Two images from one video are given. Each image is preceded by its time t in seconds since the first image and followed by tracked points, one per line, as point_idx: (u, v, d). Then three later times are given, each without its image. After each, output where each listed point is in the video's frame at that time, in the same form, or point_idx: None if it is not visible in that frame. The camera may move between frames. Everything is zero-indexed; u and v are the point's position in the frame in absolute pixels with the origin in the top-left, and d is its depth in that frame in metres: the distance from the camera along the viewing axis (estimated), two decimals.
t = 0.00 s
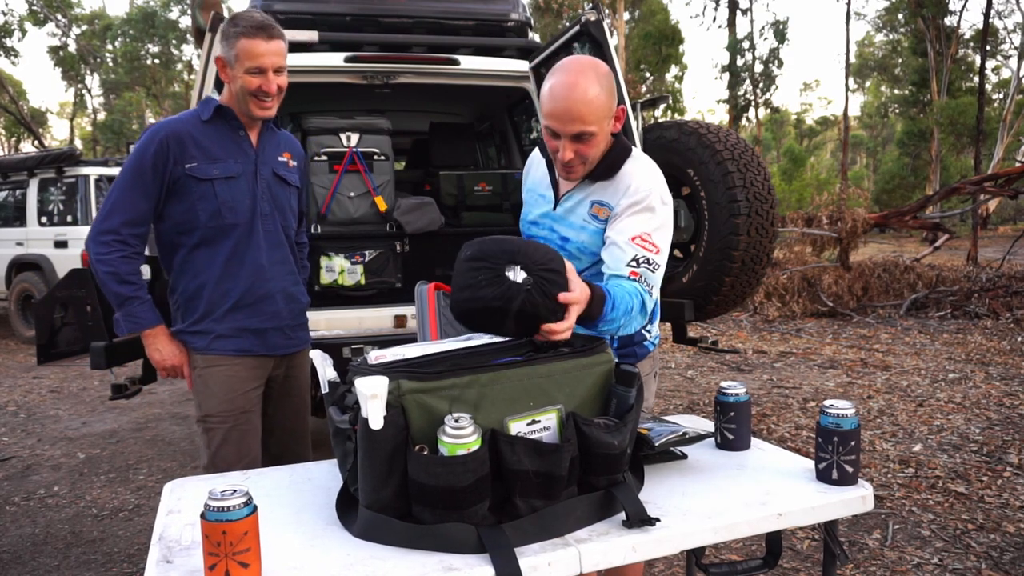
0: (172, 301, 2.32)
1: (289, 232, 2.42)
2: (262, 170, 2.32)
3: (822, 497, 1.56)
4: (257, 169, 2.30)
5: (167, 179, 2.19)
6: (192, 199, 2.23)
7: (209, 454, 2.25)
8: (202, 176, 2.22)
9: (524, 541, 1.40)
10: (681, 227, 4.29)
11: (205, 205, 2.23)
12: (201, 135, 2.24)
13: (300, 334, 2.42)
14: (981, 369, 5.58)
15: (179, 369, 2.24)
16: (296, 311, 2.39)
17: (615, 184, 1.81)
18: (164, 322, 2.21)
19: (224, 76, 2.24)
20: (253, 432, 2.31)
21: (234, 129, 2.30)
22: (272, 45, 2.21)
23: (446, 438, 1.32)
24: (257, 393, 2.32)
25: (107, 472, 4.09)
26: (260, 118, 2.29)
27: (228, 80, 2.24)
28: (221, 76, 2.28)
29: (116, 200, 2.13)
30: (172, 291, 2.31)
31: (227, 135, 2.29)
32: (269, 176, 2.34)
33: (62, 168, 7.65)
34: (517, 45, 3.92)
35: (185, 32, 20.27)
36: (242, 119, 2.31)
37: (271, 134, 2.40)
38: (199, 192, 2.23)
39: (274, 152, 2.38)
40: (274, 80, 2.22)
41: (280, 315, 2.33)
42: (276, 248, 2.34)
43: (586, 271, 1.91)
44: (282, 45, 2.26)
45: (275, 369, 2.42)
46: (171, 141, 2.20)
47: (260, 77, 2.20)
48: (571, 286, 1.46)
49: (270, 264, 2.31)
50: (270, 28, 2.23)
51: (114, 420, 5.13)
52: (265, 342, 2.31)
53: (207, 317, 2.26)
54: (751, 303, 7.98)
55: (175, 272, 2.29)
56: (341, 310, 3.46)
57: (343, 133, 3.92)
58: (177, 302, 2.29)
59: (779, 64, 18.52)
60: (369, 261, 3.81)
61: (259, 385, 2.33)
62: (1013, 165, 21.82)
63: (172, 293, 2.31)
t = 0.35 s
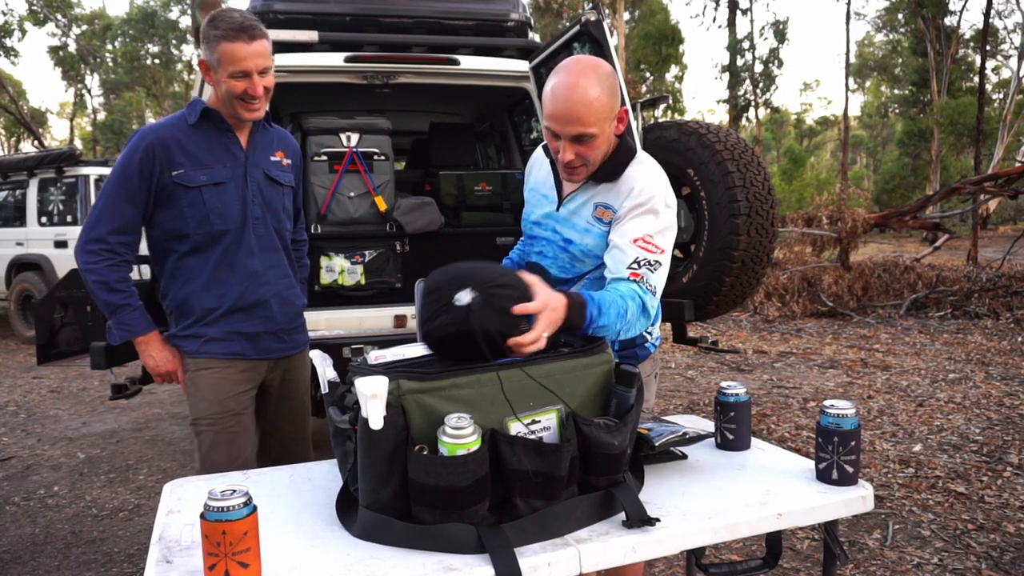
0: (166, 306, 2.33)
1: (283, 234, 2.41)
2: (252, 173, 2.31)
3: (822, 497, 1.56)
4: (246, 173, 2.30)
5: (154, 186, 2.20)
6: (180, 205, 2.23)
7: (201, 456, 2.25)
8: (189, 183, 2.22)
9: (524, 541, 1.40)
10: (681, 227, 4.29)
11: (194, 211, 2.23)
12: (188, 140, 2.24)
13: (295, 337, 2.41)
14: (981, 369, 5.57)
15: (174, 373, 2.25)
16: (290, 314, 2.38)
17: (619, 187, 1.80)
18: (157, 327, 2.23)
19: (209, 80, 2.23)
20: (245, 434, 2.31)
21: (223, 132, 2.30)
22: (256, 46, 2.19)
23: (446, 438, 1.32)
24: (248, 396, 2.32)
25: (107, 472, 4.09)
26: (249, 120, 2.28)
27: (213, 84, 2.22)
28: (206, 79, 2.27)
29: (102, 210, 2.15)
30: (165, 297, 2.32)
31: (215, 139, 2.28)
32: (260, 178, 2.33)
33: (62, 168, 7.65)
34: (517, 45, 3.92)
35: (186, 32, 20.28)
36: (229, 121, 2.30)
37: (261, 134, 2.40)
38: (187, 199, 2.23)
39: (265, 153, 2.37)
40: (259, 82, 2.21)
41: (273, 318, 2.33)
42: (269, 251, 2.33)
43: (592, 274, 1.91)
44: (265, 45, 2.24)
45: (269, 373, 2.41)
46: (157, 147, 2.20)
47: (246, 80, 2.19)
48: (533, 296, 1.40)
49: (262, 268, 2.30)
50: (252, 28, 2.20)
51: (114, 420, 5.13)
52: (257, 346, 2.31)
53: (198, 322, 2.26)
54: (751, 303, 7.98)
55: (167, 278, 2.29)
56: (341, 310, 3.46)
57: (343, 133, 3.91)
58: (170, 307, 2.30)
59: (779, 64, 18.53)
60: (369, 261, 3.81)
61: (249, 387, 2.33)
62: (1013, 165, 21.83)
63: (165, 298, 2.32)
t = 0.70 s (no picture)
0: (162, 305, 2.34)
1: (280, 232, 2.40)
2: (246, 170, 2.31)
3: (822, 497, 1.56)
4: (240, 170, 2.29)
5: (147, 185, 2.20)
6: (173, 204, 2.23)
7: (196, 458, 2.26)
8: (182, 182, 2.22)
9: (524, 540, 1.39)
10: (681, 227, 4.29)
11: (186, 210, 2.23)
12: (180, 139, 2.24)
13: (291, 337, 2.41)
14: (981, 369, 5.57)
15: (169, 373, 2.25)
16: (286, 313, 2.38)
17: (608, 176, 1.79)
18: (151, 327, 2.23)
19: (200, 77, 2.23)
20: (239, 435, 2.31)
21: (216, 129, 2.30)
22: (247, 43, 2.18)
23: (446, 434, 1.32)
24: (241, 396, 2.32)
25: (107, 472, 4.09)
26: (241, 117, 2.28)
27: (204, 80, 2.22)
28: (198, 76, 2.26)
29: (96, 210, 2.15)
30: (161, 296, 2.32)
31: (209, 137, 2.28)
32: (254, 176, 2.33)
33: (62, 168, 7.65)
34: (517, 45, 3.92)
35: (186, 32, 20.27)
36: (222, 118, 2.30)
37: (256, 130, 2.39)
38: (180, 198, 2.23)
39: (260, 150, 2.37)
40: (250, 79, 2.21)
41: (268, 318, 2.32)
42: (263, 250, 2.33)
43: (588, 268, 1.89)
44: (257, 41, 2.23)
45: (265, 375, 2.41)
46: (149, 146, 2.20)
47: (237, 77, 2.18)
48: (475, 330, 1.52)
49: (255, 267, 2.30)
50: (243, 24, 2.19)
51: (114, 420, 5.13)
52: (252, 346, 2.31)
53: (193, 322, 2.26)
54: (751, 303, 7.97)
55: (162, 277, 2.30)
56: (341, 310, 3.46)
57: (343, 133, 3.91)
58: (165, 306, 2.31)
59: (779, 64, 18.54)
60: (369, 261, 3.82)
61: (243, 387, 2.33)
62: (1013, 165, 21.82)
63: (161, 297, 2.32)
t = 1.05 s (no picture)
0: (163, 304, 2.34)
1: (282, 233, 2.40)
2: (249, 171, 2.31)
3: (823, 497, 1.56)
4: (243, 171, 2.30)
5: (150, 184, 2.20)
6: (175, 203, 2.23)
7: (196, 457, 2.26)
8: (185, 181, 2.22)
9: (524, 541, 1.39)
10: (681, 227, 4.29)
11: (189, 210, 2.23)
12: (184, 138, 2.24)
13: (292, 337, 2.41)
14: (981, 369, 5.57)
15: (169, 371, 2.25)
16: (287, 314, 2.38)
17: (586, 170, 1.79)
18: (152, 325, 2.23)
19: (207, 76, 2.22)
20: (239, 434, 2.31)
21: (220, 129, 2.30)
22: (256, 45, 2.18)
23: (446, 436, 1.32)
24: (241, 395, 2.32)
25: (107, 472, 4.09)
26: (246, 118, 2.28)
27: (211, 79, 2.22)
28: (204, 75, 2.26)
29: (99, 207, 2.15)
30: (162, 294, 2.33)
31: (212, 137, 2.28)
32: (257, 177, 2.33)
33: (62, 168, 7.65)
34: (517, 45, 3.92)
35: (186, 32, 20.27)
36: (227, 118, 2.30)
37: (260, 130, 2.39)
38: (182, 197, 2.23)
39: (264, 151, 2.37)
40: (257, 81, 2.20)
41: (268, 319, 2.32)
42: (264, 250, 2.33)
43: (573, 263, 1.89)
44: (265, 44, 2.23)
45: (265, 374, 2.41)
46: (153, 145, 2.20)
47: (243, 79, 2.18)
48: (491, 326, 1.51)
49: (256, 268, 2.30)
50: (252, 27, 2.19)
51: (114, 420, 5.13)
52: (251, 347, 2.30)
53: (194, 321, 2.26)
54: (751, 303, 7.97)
55: (164, 276, 2.30)
56: (341, 310, 3.46)
57: (343, 133, 3.91)
58: (166, 305, 2.31)
59: (779, 64, 18.54)
60: (369, 261, 3.82)
61: (244, 386, 2.33)
62: (1013, 165, 21.82)
63: (162, 296, 2.33)
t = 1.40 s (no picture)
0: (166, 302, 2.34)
1: (286, 233, 2.40)
2: (255, 171, 2.31)
3: (822, 497, 1.56)
4: (249, 170, 2.30)
5: (157, 181, 2.20)
6: (181, 201, 2.23)
7: (198, 457, 2.26)
8: (192, 179, 2.22)
9: (523, 540, 1.39)
10: (681, 227, 4.29)
11: (195, 208, 2.23)
12: (191, 137, 2.24)
13: (294, 337, 2.41)
14: (981, 369, 5.57)
15: (171, 371, 2.25)
16: (290, 314, 2.38)
17: (576, 168, 1.79)
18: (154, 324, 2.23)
19: (216, 76, 2.22)
20: (241, 434, 2.31)
21: (227, 129, 2.30)
22: (266, 46, 2.19)
23: (446, 437, 1.33)
24: (243, 395, 2.32)
25: (107, 472, 4.09)
26: (253, 118, 2.28)
27: (219, 79, 2.22)
28: (212, 74, 2.26)
29: (106, 203, 2.15)
30: (165, 292, 2.33)
31: (219, 136, 2.28)
32: (263, 177, 2.33)
33: (62, 168, 7.65)
34: (517, 45, 3.92)
35: (185, 32, 20.27)
36: (234, 117, 2.30)
37: (266, 130, 2.39)
38: (189, 195, 2.23)
39: (270, 151, 2.37)
40: (265, 82, 2.21)
41: (271, 318, 2.33)
42: (268, 250, 2.33)
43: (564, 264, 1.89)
44: (275, 46, 2.23)
45: (266, 374, 2.41)
46: (161, 143, 2.21)
47: (252, 80, 2.18)
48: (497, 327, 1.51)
49: (260, 268, 2.30)
50: (263, 28, 2.19)
51: (114, 420, 5.13)
52: (254, 346, 2.30)
53: (197, 320, 2.26)
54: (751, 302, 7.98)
55: (168, 274, 2.30)
56: (341, 310, 3.46)
57: (343, 133, 3.91)
58: (170, 304, 2.31)
59: (779, 64, 18.55)
60: (369, 261, 3.82)
61: (246, 386, 2.33)
62: (1013, 165, 21.81)
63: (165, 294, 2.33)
